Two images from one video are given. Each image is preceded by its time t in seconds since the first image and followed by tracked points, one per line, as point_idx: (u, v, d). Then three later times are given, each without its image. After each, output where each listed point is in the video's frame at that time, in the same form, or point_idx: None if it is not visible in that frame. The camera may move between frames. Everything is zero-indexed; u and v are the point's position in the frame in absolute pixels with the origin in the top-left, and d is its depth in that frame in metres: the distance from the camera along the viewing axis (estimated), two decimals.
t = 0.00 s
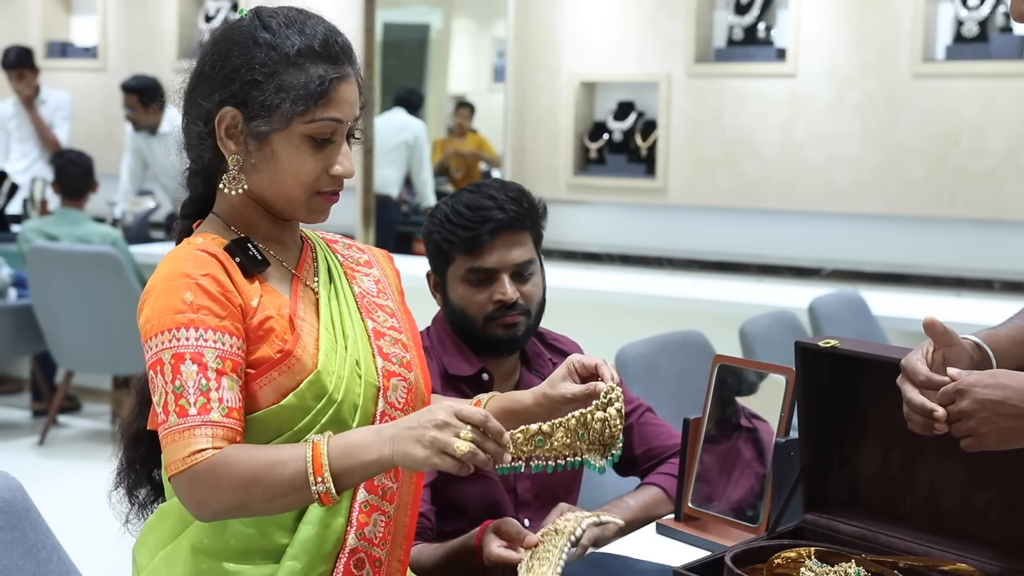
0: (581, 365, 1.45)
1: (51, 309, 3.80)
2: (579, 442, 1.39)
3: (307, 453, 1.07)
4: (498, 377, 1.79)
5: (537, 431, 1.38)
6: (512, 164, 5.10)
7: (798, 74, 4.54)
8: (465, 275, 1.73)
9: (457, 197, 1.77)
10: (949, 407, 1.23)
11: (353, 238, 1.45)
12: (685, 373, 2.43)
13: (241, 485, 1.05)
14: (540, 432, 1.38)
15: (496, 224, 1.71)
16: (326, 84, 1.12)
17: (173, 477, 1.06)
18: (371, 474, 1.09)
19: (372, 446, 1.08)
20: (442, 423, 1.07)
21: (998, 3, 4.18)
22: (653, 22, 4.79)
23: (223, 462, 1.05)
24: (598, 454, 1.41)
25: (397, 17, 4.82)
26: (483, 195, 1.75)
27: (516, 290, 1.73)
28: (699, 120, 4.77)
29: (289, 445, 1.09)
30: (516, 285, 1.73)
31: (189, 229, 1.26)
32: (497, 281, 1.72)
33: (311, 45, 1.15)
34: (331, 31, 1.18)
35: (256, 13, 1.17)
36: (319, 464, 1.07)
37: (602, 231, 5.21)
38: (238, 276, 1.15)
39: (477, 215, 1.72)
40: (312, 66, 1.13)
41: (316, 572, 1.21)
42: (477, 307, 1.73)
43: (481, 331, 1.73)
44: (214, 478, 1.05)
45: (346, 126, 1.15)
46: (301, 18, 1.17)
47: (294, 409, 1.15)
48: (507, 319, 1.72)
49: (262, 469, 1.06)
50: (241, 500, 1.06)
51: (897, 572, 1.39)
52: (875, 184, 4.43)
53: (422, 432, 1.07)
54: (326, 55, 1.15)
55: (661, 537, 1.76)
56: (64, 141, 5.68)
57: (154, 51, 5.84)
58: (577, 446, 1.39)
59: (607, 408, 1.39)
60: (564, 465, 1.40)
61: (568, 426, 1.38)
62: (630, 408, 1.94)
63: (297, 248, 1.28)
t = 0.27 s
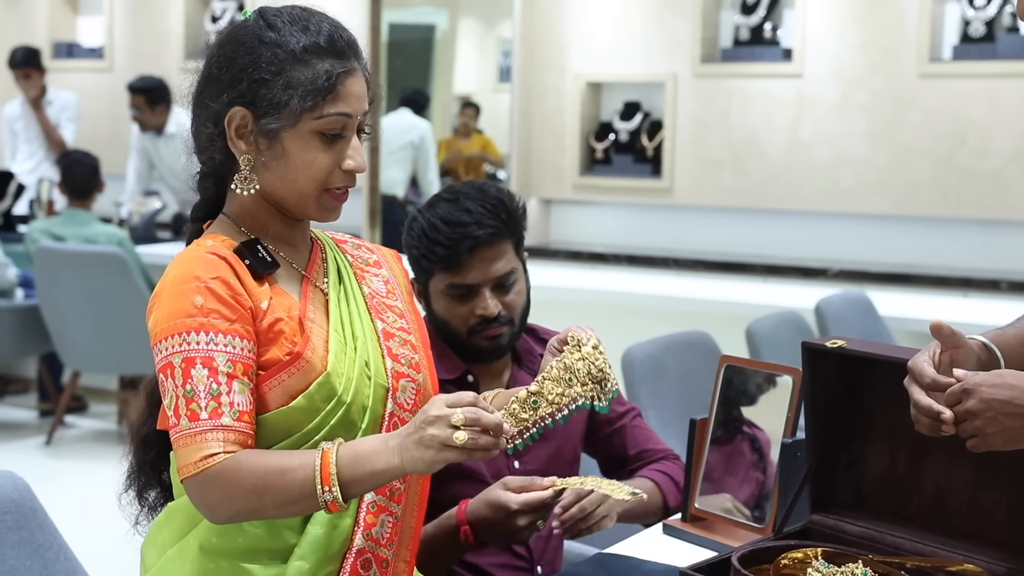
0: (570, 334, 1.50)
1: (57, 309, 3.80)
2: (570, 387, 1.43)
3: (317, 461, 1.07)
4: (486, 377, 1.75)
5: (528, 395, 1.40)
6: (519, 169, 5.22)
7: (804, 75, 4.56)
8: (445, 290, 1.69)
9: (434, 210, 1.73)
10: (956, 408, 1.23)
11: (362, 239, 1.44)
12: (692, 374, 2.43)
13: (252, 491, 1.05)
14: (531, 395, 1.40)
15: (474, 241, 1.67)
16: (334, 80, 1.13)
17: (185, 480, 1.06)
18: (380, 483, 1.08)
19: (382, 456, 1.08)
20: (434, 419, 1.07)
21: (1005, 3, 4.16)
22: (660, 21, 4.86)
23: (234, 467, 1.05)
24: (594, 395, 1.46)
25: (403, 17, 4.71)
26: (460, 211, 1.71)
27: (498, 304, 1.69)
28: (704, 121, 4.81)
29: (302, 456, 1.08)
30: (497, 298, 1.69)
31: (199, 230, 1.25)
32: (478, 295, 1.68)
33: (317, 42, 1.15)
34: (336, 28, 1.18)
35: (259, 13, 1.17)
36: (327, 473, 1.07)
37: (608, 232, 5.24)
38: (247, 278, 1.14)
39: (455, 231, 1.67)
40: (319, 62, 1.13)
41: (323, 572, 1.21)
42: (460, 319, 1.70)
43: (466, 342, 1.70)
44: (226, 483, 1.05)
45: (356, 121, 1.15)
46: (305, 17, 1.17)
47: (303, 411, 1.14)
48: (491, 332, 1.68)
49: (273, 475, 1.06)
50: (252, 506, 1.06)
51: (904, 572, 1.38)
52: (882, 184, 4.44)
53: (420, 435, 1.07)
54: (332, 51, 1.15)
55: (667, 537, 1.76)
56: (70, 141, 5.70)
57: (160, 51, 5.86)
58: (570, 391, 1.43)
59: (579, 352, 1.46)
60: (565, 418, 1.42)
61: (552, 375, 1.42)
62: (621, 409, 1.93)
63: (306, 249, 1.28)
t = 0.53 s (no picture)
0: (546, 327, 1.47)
1: (66, 309, 3.81)
2: (562, 371, 1.41)
3: (328, 468, 1.06)
4: (483, 380, 1.72)
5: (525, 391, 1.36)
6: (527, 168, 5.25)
7: (812, 75, 4.55)
8: (447, 304, 1.66)
9: (434, 225, 1.69)
10: (966, 408, 1.22)
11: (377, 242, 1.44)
12: (702, 375, 2.43)
13: (265, 493, 1.05)
14: (531, 389, 1.36)
15: (480, 259, 1.63)
16: (356, 78, 1.13)
17: (201, 478, 1.06)
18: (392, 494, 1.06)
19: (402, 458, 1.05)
20: (441, 433, 1.03)
21: (1014, 2, 4.14)
22: (668, 22, 4.87)
23: (249, 468, 1.04)
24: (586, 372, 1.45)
25: (413, 18, 4.69)
26: (462, 225, 1.67)
27: (502, 319, 1.67)
28: (713, 121, 4.82)
29: (317, 458, 1.09)
30: (501, 314, 1.67)
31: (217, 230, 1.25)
32: (483, 310, 1.66)
33: (339, 41, 1.15)
34: (360, 29, 1.18)
35: (284, 13, 1.17)
36: (339, 479, 1.06)
37: (617, 231, 5.25)
38: (265, 277, 1.15)
39: (458, 247, 1.64)
40: (342, 60, 1.13)
41: (333, 572, 1.20)
42: (463, 330, 1.67)
43: (468, 352, 1.68)
44: (239, 483, 1.04)
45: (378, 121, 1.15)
46: (329, 16, 1.18)
47: (317, 411, 1.14)
48: (495, 344, 1.67)
49: (286, 479, 1.05)
50: (264, 508, 1.05)
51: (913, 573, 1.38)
52: (891, 184, 4.43)
53: (429, 450, 1.04)
54: (355, 50, 1.15)
55: (677, 537, 1.75)
56: (80, 142, 5.71)
57: (169, 51, 5.86)
58: (564, 373, 1.41)
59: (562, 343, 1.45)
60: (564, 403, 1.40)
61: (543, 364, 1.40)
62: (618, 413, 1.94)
63: (323, 251, 1.27)
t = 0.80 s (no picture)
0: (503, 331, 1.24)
1: (71, 309, 3.81)
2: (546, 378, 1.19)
3: (345, 482, 1.05)
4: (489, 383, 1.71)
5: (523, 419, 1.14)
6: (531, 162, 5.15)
7: (818, 75, 4.55)
8: (459, 311, 1.66)
9: (444, 230, 1.67)
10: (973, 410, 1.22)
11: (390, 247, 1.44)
12: (707, 375, 2.42)
13: (279, 494, 1.03)
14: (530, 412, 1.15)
15: (494, 269, 1.62)
16: (387, 80, 1.12)
17: (217, 472, 1.04)
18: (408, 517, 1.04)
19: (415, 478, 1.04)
20: (470, 489, 1.00)
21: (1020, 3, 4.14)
22: (674, 22, 4.87)
23: (264, 466, 1.03)
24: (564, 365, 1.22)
25: (417, 18, 4.87)
26: (471, 233, 1.65)
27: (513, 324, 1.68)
28: (718, 121, 4.82)
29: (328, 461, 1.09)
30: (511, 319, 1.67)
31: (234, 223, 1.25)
32: (496, 316, 1.66)
33: (373, 44, 1.15)
34: (396, 36, 1.18)
35: (322, 15, 1.18)
36: (352, 506, 1.04)
37: (622, 232, 5.25)
38: (284, 275, 1.14)
39: (470, 257, 1.62)
40: (374, 62, 1.13)
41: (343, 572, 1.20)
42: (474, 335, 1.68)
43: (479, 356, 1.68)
44: (255, 480, 1.03)
45: (405, 127, 1.14)
46: (365, 22, 1.18)
47: (331, 409, 1.14)
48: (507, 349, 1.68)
49: (300, 488, 1.04)
50: (277, 508, 1.04)
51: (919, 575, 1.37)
52: (898, 184, 4.43)
53: (456, 497, 1.00)
54: (388, 55, 1.15)
55: (682, 538, 1.75)
56: (85, 142, 5.73)
57: (175, 52, 5.88)
58: (550, 378, 1.19)
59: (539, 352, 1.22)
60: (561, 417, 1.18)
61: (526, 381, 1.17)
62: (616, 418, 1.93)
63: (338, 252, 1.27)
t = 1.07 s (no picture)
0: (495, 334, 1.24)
1: (73, 309, 3.81)
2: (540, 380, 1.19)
3: (352, 490, 1.04)
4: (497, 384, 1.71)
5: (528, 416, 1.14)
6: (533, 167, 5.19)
7: (820, 75, 4.55)
8: (474, 310, 1.65)
9: (461, 229, 1.67)
10: (977, 416, 1.22)
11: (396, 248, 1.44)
12: (709, 375, 2.43)
13: (288, 495, 1.03)
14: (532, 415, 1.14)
15: (511, 269, 1.62)
16: (400, 82, 1.12)
17: (226, 470, 1.04)
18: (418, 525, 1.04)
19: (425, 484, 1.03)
20: (482, 502, 1.00)
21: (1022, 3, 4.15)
22: (675, 23, 4.87)
23: (271, 466, 1.03)
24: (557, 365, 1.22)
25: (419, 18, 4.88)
26: (488, 233, 1.65)
27: (526, 324, 1.67)
28: (720, 121, 4.82)
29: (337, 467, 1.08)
30: (525, 319, 1.67)
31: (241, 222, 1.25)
32: (509, 317, 1.65)
33: (386, 45, 1.15)
34: (409, 38, 1.18)
35: (335, 16, 1.19)
36: (360, 514, 1.03)
37: (624, 232, 5.25)
38: (293, 275, 1.14)
39: (486, 257, 1.62)
40: (387, 64, 1.13)
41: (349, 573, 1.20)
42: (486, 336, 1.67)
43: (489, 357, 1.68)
44: (262, 481, 1.03)
45: (417, 129, 1.14)
46: (379, 23, 1.18)
47: (339, 410, 1.14)
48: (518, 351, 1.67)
49: (307, 489, 1.03)
50: (283, 509, 1.04)
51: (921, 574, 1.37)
52: (900, 184, 4.43)
53: (468, 510, 1.00)
54: (401, 57, 1.15)
55: (684, 538, 1.75)
56: (86, 142, 5.73)
57: (177, 52, 5.88)
58: (544, 379, 1.19)
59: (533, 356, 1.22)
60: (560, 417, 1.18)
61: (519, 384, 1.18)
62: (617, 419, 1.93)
63: (347, 252, 1.27)
